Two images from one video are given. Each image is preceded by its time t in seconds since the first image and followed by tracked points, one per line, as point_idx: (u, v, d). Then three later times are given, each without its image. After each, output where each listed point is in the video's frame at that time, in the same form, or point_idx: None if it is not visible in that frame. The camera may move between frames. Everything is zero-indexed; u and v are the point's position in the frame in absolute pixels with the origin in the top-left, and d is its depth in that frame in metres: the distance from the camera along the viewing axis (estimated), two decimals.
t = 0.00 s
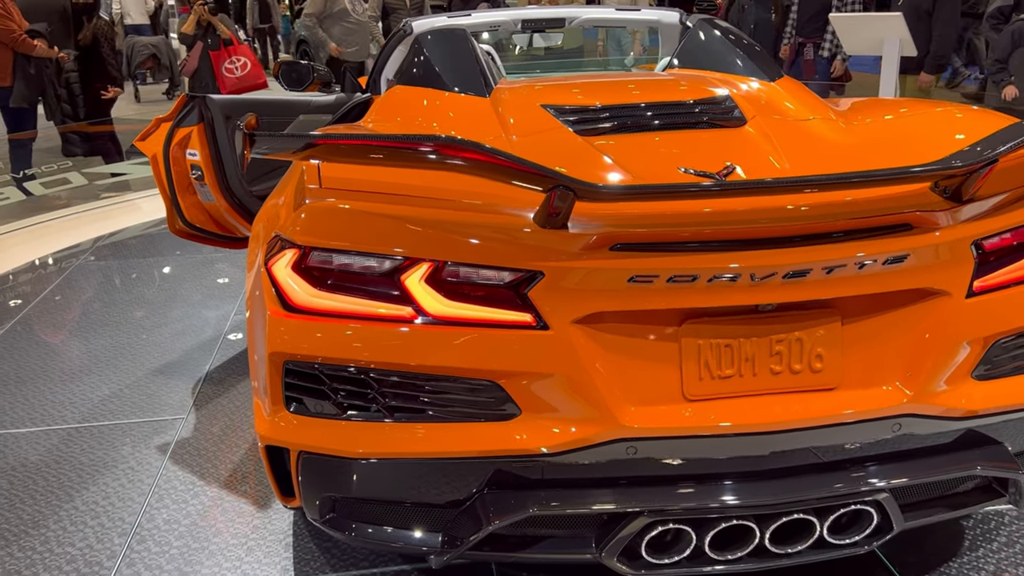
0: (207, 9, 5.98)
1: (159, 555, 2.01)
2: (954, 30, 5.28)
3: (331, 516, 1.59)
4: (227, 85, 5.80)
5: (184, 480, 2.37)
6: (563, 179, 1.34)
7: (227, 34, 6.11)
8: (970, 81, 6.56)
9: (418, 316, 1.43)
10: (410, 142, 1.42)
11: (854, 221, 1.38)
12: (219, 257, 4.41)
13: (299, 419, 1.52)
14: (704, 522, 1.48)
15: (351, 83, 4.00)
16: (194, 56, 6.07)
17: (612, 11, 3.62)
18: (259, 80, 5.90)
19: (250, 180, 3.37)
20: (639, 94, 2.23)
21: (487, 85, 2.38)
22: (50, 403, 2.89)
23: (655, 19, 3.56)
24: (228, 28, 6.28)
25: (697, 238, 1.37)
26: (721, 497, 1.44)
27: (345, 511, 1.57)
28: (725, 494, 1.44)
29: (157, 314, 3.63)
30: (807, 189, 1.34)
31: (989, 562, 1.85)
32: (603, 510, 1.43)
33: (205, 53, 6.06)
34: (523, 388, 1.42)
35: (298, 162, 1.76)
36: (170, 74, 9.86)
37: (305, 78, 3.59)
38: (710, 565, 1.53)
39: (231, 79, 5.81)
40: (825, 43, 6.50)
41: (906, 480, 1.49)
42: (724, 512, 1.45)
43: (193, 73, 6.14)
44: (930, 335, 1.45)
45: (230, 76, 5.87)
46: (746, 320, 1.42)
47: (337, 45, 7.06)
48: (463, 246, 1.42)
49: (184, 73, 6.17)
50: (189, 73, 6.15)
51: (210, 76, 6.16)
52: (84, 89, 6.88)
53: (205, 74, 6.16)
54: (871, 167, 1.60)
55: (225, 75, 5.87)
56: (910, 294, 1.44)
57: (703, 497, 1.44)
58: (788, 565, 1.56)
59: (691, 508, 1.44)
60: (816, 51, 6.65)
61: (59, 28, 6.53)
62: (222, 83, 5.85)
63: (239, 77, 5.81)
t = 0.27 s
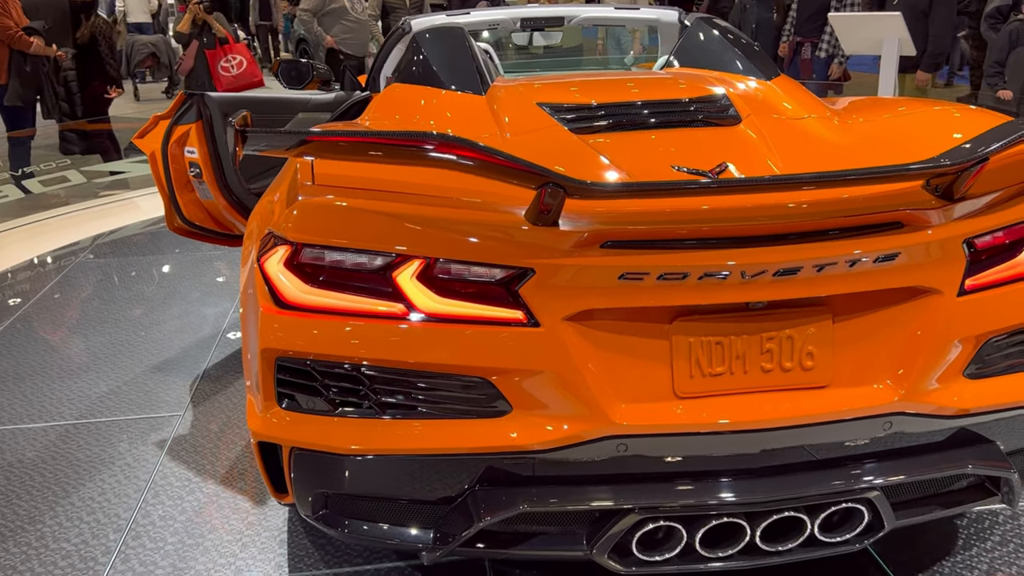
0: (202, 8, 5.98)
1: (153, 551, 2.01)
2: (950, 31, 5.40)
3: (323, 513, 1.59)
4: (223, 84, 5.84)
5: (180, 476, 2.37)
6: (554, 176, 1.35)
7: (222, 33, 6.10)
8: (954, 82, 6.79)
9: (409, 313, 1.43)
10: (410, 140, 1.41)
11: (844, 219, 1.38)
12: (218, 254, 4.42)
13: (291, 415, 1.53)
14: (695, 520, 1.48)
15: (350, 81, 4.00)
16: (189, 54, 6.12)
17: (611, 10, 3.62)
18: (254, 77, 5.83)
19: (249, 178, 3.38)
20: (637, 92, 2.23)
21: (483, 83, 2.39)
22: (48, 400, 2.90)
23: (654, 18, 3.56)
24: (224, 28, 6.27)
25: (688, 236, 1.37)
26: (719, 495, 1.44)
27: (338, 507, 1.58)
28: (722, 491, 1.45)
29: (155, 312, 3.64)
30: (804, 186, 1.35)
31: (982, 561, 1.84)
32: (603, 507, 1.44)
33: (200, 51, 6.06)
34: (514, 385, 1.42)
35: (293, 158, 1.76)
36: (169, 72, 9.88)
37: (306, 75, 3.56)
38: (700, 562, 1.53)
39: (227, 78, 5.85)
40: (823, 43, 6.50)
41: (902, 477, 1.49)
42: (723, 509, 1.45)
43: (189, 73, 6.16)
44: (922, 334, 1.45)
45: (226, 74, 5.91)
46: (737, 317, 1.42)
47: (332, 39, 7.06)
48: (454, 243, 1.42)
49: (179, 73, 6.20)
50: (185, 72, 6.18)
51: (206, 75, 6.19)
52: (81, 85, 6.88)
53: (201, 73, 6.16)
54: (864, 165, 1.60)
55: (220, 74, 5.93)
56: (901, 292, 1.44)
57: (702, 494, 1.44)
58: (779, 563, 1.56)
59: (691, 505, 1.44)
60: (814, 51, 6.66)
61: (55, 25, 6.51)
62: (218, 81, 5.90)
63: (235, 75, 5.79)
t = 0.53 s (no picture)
0: (199, 6, 5.99)
1: (151, 547, 2.03)
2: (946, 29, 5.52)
3: (320, 509, 1.60)
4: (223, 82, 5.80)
5: (179, 473, 2.39)
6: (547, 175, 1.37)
7: (220, 31, 6.10)
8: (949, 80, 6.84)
9: (405, 310, 1.44)
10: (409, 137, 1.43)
11: (837, 217, 1.38)
12: (218, 252, 4.43)
13: (287, 411, 1.54)
14: (689, 516, 1.49)
15: (351, 79, 4.01)
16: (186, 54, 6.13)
17: (611, 8, 3.63)
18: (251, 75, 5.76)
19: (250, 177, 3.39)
20: (636, 90, 2.23)
21: (481, 81, 2.39)
22: (49, 396, 2.91)
23: (654, 16, 3.57)
24: (222, 26, 6.28)
25: (681, 233, 1.37)
26: (711, 491, 1.45)
27: (334, 504, 1.59)
28: (723, 487, 1.45)
29: (156, 309, 3.66)
30: (803, 183, 1.36)
31: (977, 559, 1.84)
32: (603, 503, 1.45)
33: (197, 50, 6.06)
34: (508, 381, 1.43)
35: (290, 157, 1.77)
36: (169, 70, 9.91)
37: (307, 74, 3.55)
38: (694, 559, 1.54)
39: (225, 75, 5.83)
40: (824, 42, 6.50)
41: (900, 474, 1.49)
42: (723, 506, 1.46)
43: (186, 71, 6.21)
44: (915, 333, 1.46)
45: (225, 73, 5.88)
46: (730, 315, 1.43)
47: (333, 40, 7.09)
48: (449, 241, 1.43)
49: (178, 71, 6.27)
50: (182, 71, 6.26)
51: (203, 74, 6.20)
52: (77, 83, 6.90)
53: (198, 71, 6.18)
54: (859, 163, 1.61)
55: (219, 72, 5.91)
56: (894, 290, 1.44)
57: (702, 490, 1.45)
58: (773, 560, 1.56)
59: (691, 501, 1.45)
60: (814, 49, 6.68)
61: (53, 24, 6.51)
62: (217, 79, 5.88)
63: (233, 73, 5.76)
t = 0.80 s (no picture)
0: (197, 5, 6.01)
1: (149, 544, 2.03)
2: (945, 27, 5.52)
3: (316, 506, 1.60)
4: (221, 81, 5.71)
5: (177, 470, 2.39)
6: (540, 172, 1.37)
7: (218, 30, 6.11)
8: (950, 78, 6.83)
9: (399, 307, 1.44)
10: (404, 136, 1.42)
11: (832, 215, 1.38)
12: (218, 250, 4.44)
13: (283, 408, 1.54)
14: (683, 514, 1.49)
15: (352, 77, 4.01)
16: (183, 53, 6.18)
17: (611, 6, 3.62)
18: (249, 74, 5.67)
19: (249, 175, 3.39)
20: (636, 88, 2.22)
21: (479, 79, 2.40)
22: (49, 393, 2.92)
23: (654, 15, 3.58)
24: (221, 25, 6.29)
25: (675, 231, 1.37)
26: (705, 489, 1.45)
27: (330, 501, 1.59)
28: (719, 485, 1.45)
29: (157, 307, 3.67)
30: (802, 181, 1.37)
31: (974, 558, 1.83)
32: (602, 501, 1.45)
33: (195, 50, 6.05)
34: (503, 379, 1.43)
35: (287, 155, 1.77)
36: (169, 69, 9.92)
37: (307, 72, 3.55)
38: (688, 557, 1.54)
39: (222, 74, 5.73)
40: (825, 41, 6.49)
41: (901, 472, 1.49)
42: (722, 503, 1.46)
43: (184, 70, 6.23)
44: (911, 331, 1.46)
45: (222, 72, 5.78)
46: (724, 313, 1.43)
47: (343, 44, 7.17)
48: (444, 238, 1.43)
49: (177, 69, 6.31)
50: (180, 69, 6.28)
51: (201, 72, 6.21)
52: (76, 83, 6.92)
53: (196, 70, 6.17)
54: (855, 161, 1.60)
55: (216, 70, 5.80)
56: (889, 288, 1.44)
57: (703, 488, 1.45)
58: (768, 558, 1.56)
59: (692, 499, 1.45)
60: (815, 48, 6.68)
61: (54, 25, 6.49)
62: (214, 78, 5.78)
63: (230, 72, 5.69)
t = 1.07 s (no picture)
0: (196, 4, 6.02)
1: (148, 542, 2.04)
2: (945, 26, 5.53)
3: (313, 504, 1.61)
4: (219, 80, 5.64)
5: (177, 468, 2.40)
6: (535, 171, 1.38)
7: (217, 29, 6.12)
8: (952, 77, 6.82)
9: (395, 306, 1.44)
10: (400, 134, 1.42)
11: (827, 214, 1.38)
12: (219, 248, 4.45)
13: (279, 407, 1.54)
14: (679, 513, 1.49)
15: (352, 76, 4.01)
16: (183, 53, 6.20)
17: (612, 5, 3.61)
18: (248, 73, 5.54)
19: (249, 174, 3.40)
20: (635, 87, 2.22)
21: (477, 78, 2.39)
22: (50, 391, 2.93)
23: (654, 14, 3.57)
24: (220, 24, 6.30)
25: (671, 230, 1.37)
26: (720, 486, 1.45)
27: (327, 499, 1.59)
28: (725, 484, 1.46)
29: (158, 306, 3.67)
30: (801, 180, 1.37)
31: (972, 557, 1.83)
32: (602, 499, 1.45)
33: (195, 49, 6.11)
34: (499, 377, 1.44)
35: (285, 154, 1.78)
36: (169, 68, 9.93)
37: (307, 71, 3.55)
38: (684, 555, 1.54)
39: (222, 73, 5.66)
40: (827, 40, 6.49)
41: (903, 470, 1.50)
42: (724, 502, 1.46)
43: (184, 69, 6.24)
44: (907, 331, 1.46)
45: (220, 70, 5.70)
46: (720, 312, 1.43)
47: (349, 45, 7.24)
48: (440, 237, 1.43)
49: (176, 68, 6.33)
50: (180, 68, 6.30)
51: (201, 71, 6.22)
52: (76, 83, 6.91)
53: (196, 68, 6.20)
54: (852, 160, 1.60)
55: (215, 69, 5.72)
56: (885, 287, 1.44)
57: (705, 486, 1.45)
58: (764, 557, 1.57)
59: (694, 498, 1.45)
60: (816, 46, 6.66)
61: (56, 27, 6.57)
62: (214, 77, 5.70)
63: (229, 71, 5.58)
